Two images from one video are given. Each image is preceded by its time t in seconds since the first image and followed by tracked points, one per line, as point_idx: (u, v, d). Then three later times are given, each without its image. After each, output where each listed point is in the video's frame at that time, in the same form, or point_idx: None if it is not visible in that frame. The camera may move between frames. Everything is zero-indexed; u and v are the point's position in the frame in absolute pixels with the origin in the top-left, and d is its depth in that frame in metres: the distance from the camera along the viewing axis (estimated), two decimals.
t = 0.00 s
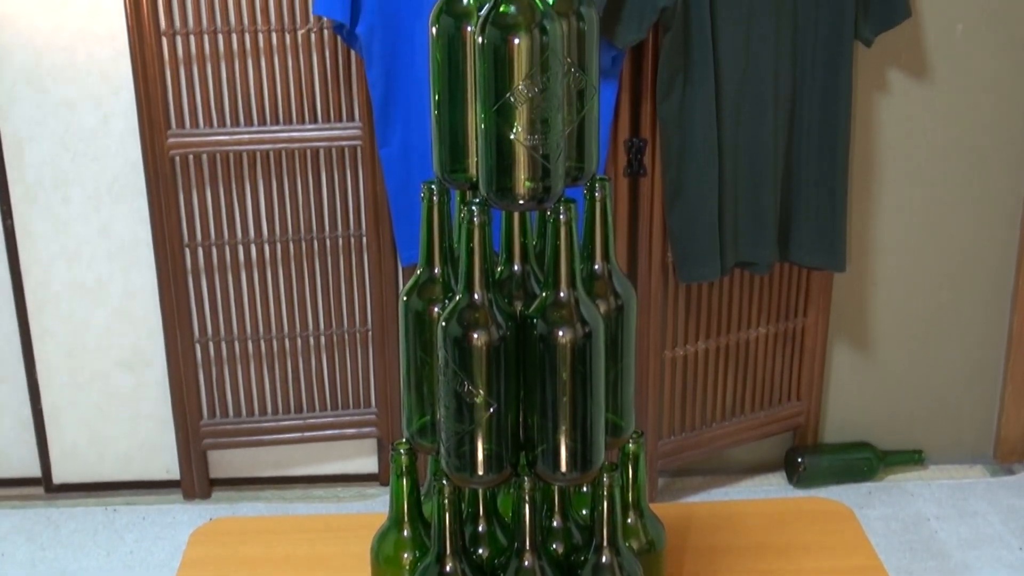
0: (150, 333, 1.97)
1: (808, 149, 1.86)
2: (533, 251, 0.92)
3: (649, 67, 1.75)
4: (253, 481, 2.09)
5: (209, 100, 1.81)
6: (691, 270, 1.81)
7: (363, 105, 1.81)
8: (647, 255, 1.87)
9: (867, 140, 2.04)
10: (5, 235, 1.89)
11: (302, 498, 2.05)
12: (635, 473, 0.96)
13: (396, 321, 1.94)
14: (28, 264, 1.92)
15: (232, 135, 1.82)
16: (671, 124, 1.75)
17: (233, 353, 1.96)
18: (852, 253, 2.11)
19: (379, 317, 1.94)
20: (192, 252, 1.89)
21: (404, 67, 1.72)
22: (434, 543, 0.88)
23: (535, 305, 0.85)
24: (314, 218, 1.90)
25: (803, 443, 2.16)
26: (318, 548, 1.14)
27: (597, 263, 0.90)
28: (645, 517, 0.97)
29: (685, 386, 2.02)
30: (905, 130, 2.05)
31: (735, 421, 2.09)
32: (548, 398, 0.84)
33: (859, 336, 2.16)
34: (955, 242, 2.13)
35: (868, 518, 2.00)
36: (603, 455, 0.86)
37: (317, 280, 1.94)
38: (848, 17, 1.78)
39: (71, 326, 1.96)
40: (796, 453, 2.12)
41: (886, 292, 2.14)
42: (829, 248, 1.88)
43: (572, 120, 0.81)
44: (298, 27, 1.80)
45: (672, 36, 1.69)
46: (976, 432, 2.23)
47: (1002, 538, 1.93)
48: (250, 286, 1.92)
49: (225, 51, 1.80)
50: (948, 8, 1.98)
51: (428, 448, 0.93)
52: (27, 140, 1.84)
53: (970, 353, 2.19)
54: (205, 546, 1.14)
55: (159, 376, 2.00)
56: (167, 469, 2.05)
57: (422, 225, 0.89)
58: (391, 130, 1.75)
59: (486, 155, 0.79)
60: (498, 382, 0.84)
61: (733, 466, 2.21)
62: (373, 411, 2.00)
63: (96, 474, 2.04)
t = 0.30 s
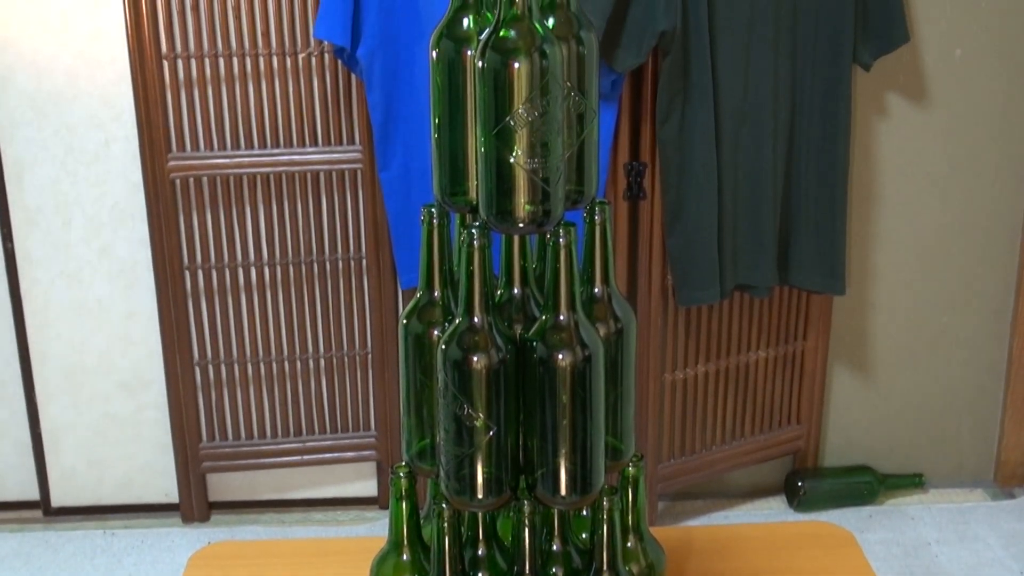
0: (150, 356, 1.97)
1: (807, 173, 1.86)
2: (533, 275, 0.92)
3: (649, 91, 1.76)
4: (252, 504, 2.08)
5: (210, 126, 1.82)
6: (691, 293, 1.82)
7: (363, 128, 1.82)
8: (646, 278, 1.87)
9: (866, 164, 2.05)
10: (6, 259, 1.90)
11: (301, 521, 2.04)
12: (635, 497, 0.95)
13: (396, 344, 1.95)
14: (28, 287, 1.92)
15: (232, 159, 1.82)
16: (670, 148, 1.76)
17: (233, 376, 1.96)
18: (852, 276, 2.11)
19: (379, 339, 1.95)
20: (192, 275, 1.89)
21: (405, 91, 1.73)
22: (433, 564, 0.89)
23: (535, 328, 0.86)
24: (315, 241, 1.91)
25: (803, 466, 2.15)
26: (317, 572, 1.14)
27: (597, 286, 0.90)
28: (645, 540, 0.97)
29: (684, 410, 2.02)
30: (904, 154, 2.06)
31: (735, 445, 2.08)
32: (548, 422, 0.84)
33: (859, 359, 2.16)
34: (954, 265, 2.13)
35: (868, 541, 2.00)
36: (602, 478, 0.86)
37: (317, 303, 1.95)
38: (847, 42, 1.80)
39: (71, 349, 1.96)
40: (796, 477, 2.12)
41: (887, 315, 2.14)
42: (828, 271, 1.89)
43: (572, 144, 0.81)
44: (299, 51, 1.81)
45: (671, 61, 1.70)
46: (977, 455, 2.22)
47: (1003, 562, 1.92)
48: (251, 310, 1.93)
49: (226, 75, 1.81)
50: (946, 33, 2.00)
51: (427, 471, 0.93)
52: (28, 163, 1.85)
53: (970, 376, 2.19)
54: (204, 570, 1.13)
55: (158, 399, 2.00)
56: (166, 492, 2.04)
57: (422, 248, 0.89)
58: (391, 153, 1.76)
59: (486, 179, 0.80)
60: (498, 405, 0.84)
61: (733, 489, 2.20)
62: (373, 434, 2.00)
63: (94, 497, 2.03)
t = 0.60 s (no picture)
0: (149, 377, 1.97)
1: (806, 196, 1.87)
2: (532, 297, 0.92)
3: (649, 114, 1.77)
4: (250, 526, 2.08)
5: (211, 148, 1.83)
6: (690, 316, 1.82)
7: (364, 149, 1.83)
8: (646, 301, 1.88)
9: (865, 187, 2.06)
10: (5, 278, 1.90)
11: (299, 543, 2.03)
12: (634, 520, 0.96)
13: (395, 366, 1.95)
14: (28, 307, 1.92)
15: (233, 180, 1.83)
16: (670, 170, 1.76)
17: (232, 397, 1.96)
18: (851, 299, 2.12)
19: (379, 360, 1.95)
20: (192, 297, 1.90)
21: (405, 112, 1.73)
22: None
23: (535, 350, 0.86)
24: (315, 263, 1.91)
25: (802, 489, 2.15)
26: None
27: (597, 308, 0.91)
28: (644, 563, 0.96)
29: (684, 432, 2.02)
30: (903, 177, 2.07)
31: (734, 468, 2.08)
32: (548, 444, 0.84)
33: (859, 383, 2.16)
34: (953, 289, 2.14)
35: (867, 566, 1.99)
36: (600, 500, 0.86)
37: (317, 325, 1.95)
38: (846, 65, 1.81)
39: (70, 370, 1.95)
40: (795, 500, 2.12)
41: (886, 338, 2.15)
42: (827, 295, 1.89)
43: (572, 167, 0.81)
44: (300, 73, 1.82)
45: (670, 84, 1.70)
46: (977, 479, 2.22)
47: None
48: (250, 331, 1.93)
49: (227, 96, 1.82)
50: (944, 57, 2.01)
51: (426, 493, 0.93)
52: (29, 184, 1.85)
53: (969, 399, 2.19)
54: None
55: (157, 420, 1.99)
56: (164, 513, 2.04)
57: (422, 270, 0.90)
58: (392, 174, 1.77)
59: (486, 201, 0.80)
60: (497, 428, 0.84)
61: (732, 512, 2.19)
62: (371, 456, 2.00)
63: (91, 518, 2.03)
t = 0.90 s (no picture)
0: (148, 399, 1.97)
1: (806, 221, 1.87)
2: (532, 320, 0.92)
3: (649, 137, 1.79)
4: (249, 550, 2.07)
5: (211, 171, 1.83)
6: (690, 339, 1.82)
7: (364, 173, 1.84)
8: (646, 325, 1.89)
9: (865, 211, 2.06)
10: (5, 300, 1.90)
11: (298, 567, 2.03)
12: (633, 543, 0.96)
13: (395, 388, 1.95)
14: (28, 330, 1.92)
15: (233, 203, 1.83)
16: (670, 194, 1.77)
17: (231, 420, 1.96)
18: (851, 323, 2.12)
19: (379, 384, 1.95)
20: (191, 319, 1.90)
21: (405, 136, 1.73)
22: None
23: (535, 372, 0.86)
24: (315, 286, 1.92)
25: (803, 513, 2.14)
26: None
27: (597, 331, 0.91)
28: None
29: (683, 456, 2.01)
30: (902, 201, 2.08)
31: (734, 492, 2.07)
32: (548, 467, 0.84)
33: (860, 407, 2.16)
34: (953, 312, 2.14)
35: None
36: (600, 523, 0.86)
37: (317, 348, 1.95)
38: (846, 87, 1.81)
39: (69, 393, 1.95)
40: (795, 524, 2.10)
41: (887, 362, 2.15)
42: (826, 319, 1.90)
43: (571, 191, 0.82)
44: (300, 96, 1.83)
45: (670, 108, 1.71)
46: (978, 503, 2.22)
47: None
48: (250, 353, 1.94)
49: (228, 119, 1.83)
50: (943, 81, 2.02)
51: (425, 516, 0.93)
52: (29, 207, 1.85)
53: (970, 423, 2.19)
54: None
55: (156, 443, 1.99)
56: (162, 537, 2.03)
57: (422, 293, 0.90)
58: (392, 198, 1.77)
59: (486, 223, 0.80)
60: (497, 451, 0.84)
61: (732, 536, 2.18)
62: (371, 479, 2.00)
63: (90, 541, 2.02)
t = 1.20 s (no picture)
0: (148, 423, 1.97)
1: (805, 244, 1.88)
2: (532, 343, 0.92)
3: (647, 159, 1.80)
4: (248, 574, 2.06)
5: (211, 195, 1.84)
6: (690, 362, 1.83)
7: (364, 197, 1.84)
8: (646, 347, 1.89)
9: (864, 233, 2.07)
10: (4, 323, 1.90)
11: None
12: (635, 565, 0.96)
13: (395, 412, 1.94)
14: (28, 354, 1.92)
15: (233, 227, 1.84)
16: (669, 217, 1.78)
17: (230, 444, 1.96)
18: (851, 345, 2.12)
19: (379, 408, 1.95)
20: (191, 343, 1.90)
21: (404, 161, 1.74)
22: None
23: (534, 396, 0.86)
24: (315, 310, 1.92)
25: (804, 536, 2.14)
26: None
27: (597, 354, 0.91)
28: None
29: (684, 479, 2.01)
30: (902, 224, 2.08)
31: (735, 514, 2.07)
32: (548, 491, 0.84)
33: (861, 429, 2.16)
34: (954, 335, 2.14)
35: None
36: (601, 545, 0.86)
37: (318, 371, 1.96)
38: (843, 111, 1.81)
39: (69, 416, 1.95)
40: (796, 546, 2.10)
41: (887, 384, 2.15)
42: (826, 341, 1.90)
43: (571, 215, 0.82)
44: (300, 120, 1.84)
45: (670, 131, 1.72)
46: (979, 526, 2.23)
47: None
48: (250, 376, 1.94)
49: (228, 143, 1.84)
50: (941, 104, 2.03)
51: (425, 540, 0.93)
52: (30, 230, 1.86)
53: (972, 446, 2.19)
54: None
55: (156, 466, 1.99)
56: (161, 561, 2.03)
57: (422, 316, 0.90)
58: (391, 222, 1.77)
59: (485, 246, 0.81)
60: (497, 474, 0.84)
61: (733, 559, 2.18)
62: (371, 503, 2.00)
63: (89, 565, 2.02)
